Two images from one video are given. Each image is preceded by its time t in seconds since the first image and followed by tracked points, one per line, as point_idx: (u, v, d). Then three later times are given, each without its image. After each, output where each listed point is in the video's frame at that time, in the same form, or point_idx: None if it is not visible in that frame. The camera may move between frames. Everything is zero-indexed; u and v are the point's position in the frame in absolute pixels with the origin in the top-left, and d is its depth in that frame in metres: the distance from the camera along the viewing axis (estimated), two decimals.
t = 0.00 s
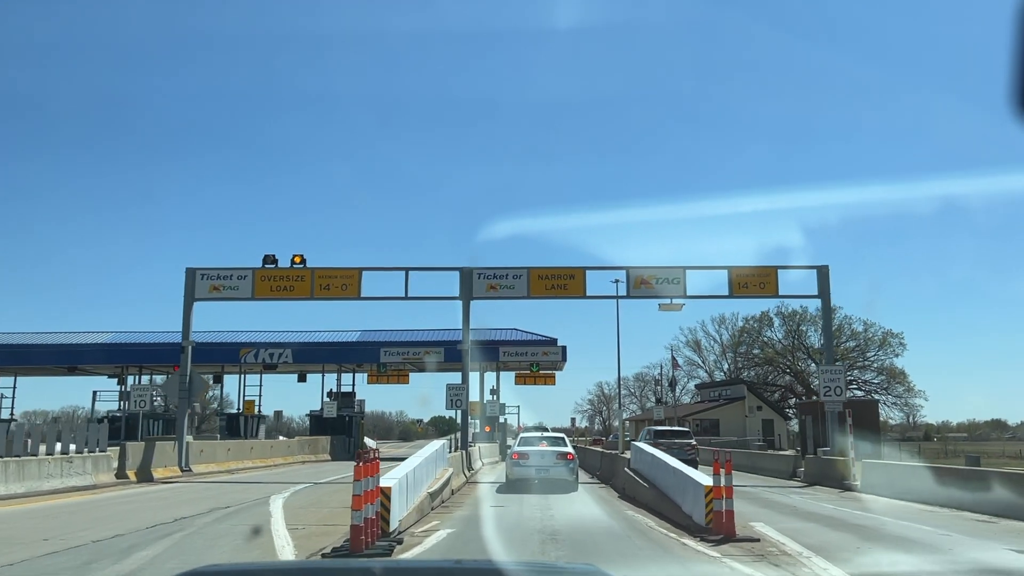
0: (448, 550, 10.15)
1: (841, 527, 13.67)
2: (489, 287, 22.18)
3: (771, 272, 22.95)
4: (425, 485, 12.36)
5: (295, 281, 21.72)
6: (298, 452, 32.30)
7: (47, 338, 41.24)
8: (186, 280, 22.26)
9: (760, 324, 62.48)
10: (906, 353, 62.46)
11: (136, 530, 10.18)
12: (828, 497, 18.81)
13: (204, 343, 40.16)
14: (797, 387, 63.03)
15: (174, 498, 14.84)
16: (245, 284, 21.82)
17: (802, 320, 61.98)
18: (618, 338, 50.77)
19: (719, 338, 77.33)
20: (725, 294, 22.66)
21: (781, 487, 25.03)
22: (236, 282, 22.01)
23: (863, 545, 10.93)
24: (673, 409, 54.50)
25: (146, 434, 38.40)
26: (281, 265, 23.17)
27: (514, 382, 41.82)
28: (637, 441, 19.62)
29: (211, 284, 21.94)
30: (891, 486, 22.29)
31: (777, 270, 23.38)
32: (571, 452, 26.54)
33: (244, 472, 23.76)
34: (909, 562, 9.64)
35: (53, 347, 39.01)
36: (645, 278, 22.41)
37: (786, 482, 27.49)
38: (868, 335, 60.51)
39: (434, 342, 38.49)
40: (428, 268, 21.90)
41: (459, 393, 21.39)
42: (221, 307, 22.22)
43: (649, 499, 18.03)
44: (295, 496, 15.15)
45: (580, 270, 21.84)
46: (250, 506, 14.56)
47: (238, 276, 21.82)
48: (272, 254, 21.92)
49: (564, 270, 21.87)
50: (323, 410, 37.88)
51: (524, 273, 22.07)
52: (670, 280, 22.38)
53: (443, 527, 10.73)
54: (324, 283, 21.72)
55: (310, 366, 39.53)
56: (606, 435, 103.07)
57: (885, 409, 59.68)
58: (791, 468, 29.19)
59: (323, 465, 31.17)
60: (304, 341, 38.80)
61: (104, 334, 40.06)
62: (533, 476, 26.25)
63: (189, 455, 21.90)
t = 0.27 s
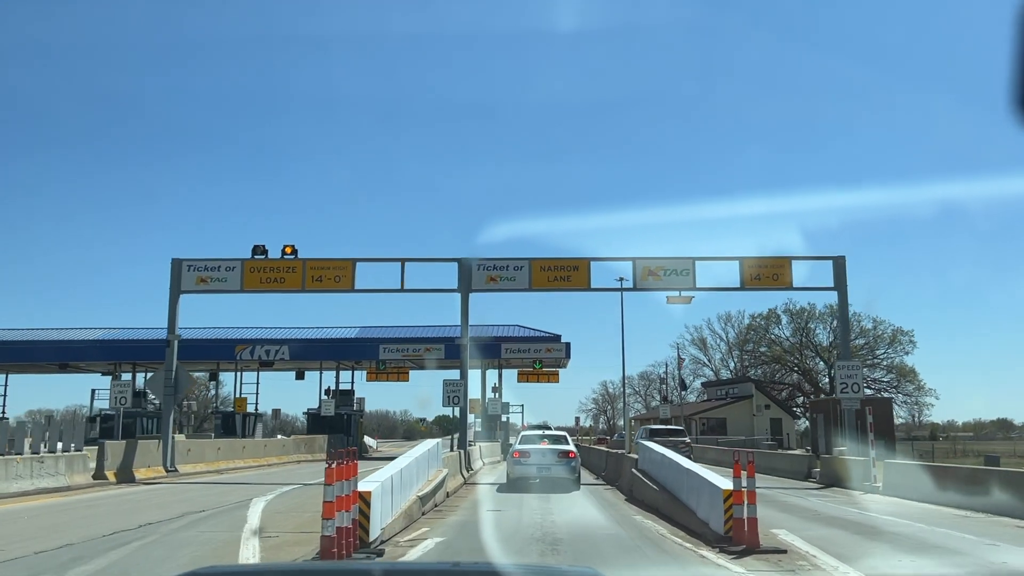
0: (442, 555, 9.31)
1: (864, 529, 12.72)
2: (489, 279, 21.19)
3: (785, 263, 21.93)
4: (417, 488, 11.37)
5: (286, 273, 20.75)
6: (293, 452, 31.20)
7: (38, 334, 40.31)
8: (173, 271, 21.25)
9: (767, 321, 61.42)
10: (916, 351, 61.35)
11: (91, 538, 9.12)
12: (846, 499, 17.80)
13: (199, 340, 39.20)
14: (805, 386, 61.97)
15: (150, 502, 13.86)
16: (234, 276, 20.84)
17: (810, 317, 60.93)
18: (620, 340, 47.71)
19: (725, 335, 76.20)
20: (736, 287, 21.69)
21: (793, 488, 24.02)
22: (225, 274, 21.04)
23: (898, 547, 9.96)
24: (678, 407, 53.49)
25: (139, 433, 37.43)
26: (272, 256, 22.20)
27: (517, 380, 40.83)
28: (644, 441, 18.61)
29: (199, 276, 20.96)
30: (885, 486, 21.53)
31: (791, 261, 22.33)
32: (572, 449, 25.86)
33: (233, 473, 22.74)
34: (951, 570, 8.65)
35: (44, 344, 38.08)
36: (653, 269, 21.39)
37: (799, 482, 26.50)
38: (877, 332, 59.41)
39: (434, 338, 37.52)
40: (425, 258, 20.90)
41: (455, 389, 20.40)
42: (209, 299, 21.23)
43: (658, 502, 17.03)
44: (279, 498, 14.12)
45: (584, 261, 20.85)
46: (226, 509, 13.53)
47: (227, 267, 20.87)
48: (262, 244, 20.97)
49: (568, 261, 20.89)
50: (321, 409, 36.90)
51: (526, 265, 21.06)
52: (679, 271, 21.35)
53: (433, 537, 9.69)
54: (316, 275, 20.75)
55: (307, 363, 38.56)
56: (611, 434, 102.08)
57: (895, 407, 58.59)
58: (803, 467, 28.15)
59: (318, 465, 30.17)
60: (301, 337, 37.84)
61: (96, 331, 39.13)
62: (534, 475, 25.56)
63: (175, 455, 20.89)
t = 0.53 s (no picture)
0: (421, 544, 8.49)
1: (889, 534, 11.75)
2: (488, 272, 20.16)
3: (799, 255, 20.90)
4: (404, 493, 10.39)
5: (275, 265, 19.80)
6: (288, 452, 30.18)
7: (29, 331, 39.41)
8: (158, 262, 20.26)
9: (774, 319, 60.36)
10: (925, 349, 60.27)
11: (37, 550, 8.14)
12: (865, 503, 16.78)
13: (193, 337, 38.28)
14: (812, 385, 60.88)
15: (120, 506, 12.90)
16: (221, 268, 19.89)
17: (818, 316, 59.93)
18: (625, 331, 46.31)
19: (731, 334, 75.13)
20: (747, 280, 20.65)
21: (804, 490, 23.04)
22: (211, 266, 20.07)
23: (933, 557, 9.01)
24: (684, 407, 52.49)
25: (132, 433, 36.46)
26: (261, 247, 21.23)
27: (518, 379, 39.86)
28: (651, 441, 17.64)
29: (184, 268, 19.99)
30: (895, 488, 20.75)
31: (807, 253, 21.20)
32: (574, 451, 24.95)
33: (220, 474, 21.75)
34: None
35: (34, 341, 37.17)
36: (660, 261, 20.34)
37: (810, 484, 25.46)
38: (886, 331, 58.28)
39: (434, 336, 36.56)
40: (420, 250, 19.93)
41: (452, 387, 19.42)
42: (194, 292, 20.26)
43: (666, 505, 16.06)
44: (260, 502, 13.12)
45: (588, 252, 19.84)
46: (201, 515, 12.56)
47: (213, 258, 19.91)
48: (250, 235, 20.01)
49: (571, 253, 19.89)
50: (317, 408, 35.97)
51: (527, 256, 20.05)
52: (687, 263, 20.29)
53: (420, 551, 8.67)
54: (307, 267, 19.78)
55: (304, 361, 37.64)
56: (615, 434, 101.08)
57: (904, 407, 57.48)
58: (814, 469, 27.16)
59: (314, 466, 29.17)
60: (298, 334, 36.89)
61: (88, 328, 38.22)
62: (534, 476, 24.65)
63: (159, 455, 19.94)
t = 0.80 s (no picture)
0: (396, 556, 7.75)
1: (921, 542, 10.79)
2: (488, 264, 19.16)
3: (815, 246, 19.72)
4: (388, 499, 9.39)
5: (262, 257, 18.88)
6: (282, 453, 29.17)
7: (20, 329, 38.49)
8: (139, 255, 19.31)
9: (781, 317, 59.30)
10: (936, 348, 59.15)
11: None
12: (888, 508, 15.80)
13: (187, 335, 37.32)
14: (821, 384, 59.81)
15: (87, 512, 11.95)
16: (206, 260, 18.98)
17: (826, 314, 58.88)
18: (630, 331, 45.46)
19: (737, 333, 74.04)
20: (762, 274, 19.45)
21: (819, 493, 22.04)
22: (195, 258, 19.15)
23: (981, 567, 8.02)
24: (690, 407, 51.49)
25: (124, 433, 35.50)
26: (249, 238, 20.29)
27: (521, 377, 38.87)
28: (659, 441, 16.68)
29: (167, 261, 19.07)
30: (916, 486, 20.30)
31: (825, 241, 20.00)
32: (577, 451, 24.01)
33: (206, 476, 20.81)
34: None
35: (24, 339, 36.27)
36: (668, 252, 19.36)
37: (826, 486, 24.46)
38: (896, 328, 57.18)
39: (434, 333, 35.60)
40: (416, 241, 18.97)
41: (448, 383, 18.46)
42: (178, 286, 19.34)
43: (675, 509, 15.10)
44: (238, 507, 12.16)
45: (591, 242, 18.90)
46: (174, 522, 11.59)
47: (198, 250, 19.00)
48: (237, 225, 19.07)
49: (573, 242, 18.97)
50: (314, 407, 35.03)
51: (528, 248, 19.10)
52: (697, 255, 19.25)
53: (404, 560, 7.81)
54: (296, 259, 18.86)
55: (300, 359, 36.73)
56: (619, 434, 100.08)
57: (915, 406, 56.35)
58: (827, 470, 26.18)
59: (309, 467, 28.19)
60: (294, 331, 35.96)
61: (79, 325, 37.33)
62: (535, 477, 23.73)
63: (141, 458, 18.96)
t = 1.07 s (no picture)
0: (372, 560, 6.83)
1: (957, 555, 9.84)
2: (485, 256, 18.22)
3: (830, 236, 18.48)
4: (367, 508, 8.39)
5: (249, 248, 17.95)
6: (275, 454, 28.22)
7: (9, 327, 37.57)
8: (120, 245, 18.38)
9: (788, 315, 58.27)
10: (945, 346, 58.04)
11: None
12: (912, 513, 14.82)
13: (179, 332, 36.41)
14: (828, 384, 58.79)
15: (46, 518, 11.01)
16: (189, 251, 18.04)
17: (833, 312, 57.85)
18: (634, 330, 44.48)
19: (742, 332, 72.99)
20: (774, 265, 18.26)
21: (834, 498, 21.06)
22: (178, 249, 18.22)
23: None
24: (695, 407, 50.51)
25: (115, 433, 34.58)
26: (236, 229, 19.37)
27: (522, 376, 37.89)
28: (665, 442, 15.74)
29: (149, 252, 18.12)
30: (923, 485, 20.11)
31: (843, 229, 18.83)
32: (578, 451, 23.11)
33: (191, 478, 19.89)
34: None
35: (12, 337, 35.36)
36: (675, 243, 18.40)
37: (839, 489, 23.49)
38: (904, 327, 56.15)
39: (432, 331, 34.67)
40: (411, 231, 18.02)
41: (442, 380, 17.51)
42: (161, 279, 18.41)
43: (684, 516, 14.15)
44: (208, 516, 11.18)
45: (595, 233, 17.96)
46: (141, 531, 10.65)
47: (181, 240, 18.06)
48: (223, 214, 18.15)
49: (576, 233, 18.02)
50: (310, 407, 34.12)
51: (528, 239, 18.16)
52: (706, 246, 18.29)
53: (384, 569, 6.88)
54: (284, 250, 17.94)
55: (296, 357, 35.81)
56: (622, 434, 99.09)
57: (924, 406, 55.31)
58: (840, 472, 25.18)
59: (303, 469, 27.22)
60: (289, 329, 35.04)
61: (69, 323, 36.42)
62: (536, 478, 22.83)
63: (122, 459, 18.03)
